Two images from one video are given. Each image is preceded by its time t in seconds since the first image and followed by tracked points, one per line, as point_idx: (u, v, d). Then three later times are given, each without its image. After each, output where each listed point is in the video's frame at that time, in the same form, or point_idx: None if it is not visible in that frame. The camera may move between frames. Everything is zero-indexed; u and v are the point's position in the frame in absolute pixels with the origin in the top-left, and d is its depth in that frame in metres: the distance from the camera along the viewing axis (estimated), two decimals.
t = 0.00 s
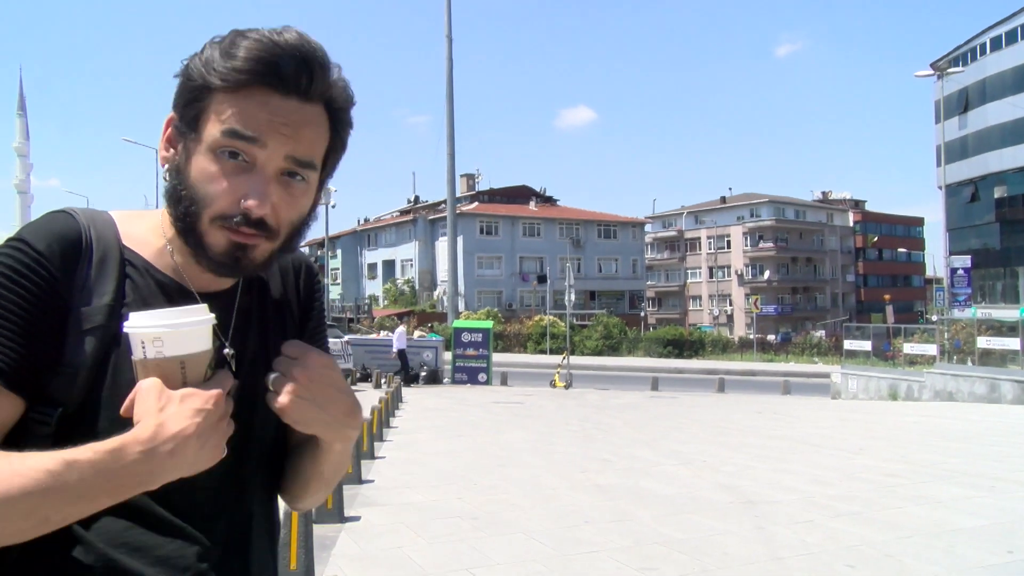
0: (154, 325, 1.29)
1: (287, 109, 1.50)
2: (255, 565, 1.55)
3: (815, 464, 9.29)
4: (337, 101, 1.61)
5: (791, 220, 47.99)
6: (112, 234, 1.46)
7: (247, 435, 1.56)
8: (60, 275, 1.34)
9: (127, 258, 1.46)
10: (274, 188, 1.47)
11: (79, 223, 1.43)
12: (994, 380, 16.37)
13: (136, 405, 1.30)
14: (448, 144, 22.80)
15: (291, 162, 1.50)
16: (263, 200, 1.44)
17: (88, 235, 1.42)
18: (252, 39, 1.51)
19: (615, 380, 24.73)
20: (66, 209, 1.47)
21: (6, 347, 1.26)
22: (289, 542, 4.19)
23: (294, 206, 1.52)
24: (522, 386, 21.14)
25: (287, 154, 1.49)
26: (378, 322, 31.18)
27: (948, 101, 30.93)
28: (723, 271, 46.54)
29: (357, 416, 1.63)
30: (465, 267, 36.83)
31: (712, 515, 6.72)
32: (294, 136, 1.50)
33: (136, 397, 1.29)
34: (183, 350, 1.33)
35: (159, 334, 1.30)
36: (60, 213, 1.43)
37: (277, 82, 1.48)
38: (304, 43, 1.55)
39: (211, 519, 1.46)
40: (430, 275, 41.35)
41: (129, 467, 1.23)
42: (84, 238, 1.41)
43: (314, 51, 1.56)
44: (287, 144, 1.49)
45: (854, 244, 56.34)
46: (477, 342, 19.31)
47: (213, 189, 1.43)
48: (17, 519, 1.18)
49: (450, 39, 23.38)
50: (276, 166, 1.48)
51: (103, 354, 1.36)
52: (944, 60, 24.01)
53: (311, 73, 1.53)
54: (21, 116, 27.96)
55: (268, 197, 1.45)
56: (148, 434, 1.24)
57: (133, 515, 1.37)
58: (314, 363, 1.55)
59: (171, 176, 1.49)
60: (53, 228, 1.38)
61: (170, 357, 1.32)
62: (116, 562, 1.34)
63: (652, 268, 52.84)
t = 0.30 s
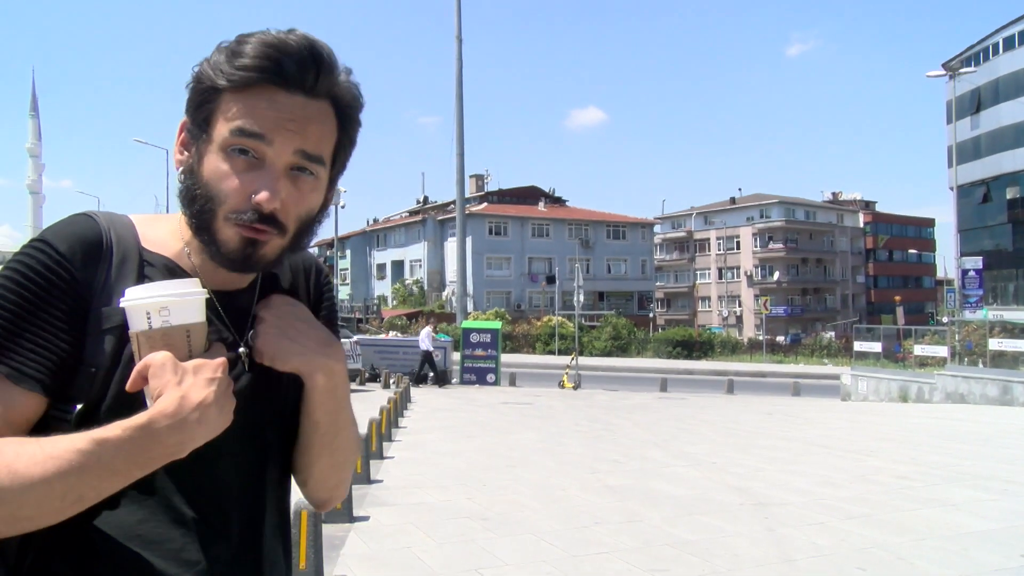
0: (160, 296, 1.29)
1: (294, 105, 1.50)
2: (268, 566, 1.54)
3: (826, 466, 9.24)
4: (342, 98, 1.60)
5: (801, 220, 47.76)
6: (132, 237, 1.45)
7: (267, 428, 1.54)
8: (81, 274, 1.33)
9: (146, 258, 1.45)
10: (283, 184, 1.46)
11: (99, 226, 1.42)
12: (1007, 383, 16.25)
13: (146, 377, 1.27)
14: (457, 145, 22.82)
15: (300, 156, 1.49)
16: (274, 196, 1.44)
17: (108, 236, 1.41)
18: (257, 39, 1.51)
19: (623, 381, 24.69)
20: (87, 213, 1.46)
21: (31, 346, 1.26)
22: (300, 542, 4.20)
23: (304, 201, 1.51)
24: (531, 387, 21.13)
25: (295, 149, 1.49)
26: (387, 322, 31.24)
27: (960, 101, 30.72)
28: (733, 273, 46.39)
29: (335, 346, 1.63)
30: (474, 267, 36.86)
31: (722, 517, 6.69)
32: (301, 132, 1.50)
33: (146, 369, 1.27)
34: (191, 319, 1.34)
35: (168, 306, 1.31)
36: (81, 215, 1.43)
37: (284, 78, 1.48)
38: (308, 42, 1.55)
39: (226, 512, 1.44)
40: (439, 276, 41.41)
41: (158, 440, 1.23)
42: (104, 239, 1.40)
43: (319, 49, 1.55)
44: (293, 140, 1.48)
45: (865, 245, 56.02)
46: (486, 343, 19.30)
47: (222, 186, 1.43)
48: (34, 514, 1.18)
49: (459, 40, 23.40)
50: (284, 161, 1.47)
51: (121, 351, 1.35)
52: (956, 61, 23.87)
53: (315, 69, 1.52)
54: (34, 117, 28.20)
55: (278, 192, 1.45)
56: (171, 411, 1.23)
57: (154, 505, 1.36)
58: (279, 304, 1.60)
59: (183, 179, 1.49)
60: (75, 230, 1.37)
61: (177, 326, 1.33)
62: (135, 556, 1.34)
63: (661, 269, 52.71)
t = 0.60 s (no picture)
0: (183, 292, 1.32)
1: (321, 107, 1.52)
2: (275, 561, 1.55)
3: (837, 468, 9.19)
4: (369, 98, 1.62)
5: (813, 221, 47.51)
6: (158, 233, 1.48)
7: (271, 431, 1.55)
8: (106, 267, 1.36)
9: (171, 257, 1.47)
10: (313, 184, 1.49)
11: (127, 221, 1.45)
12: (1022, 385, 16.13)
13: (165, 372, 1.30)
14: (468, 145, 22.85)
15: (328, 159, 1.52)
16: (304, 196, 1.46)
17: (134, 232, 1.44)
18: (285, 41, 1.54)
19: (634, 382, 24.65)
20: (117, 207, 1.49)
21: (58, 337, 1.29)
22: (312, 540, 4.24)
23: (332, 201, 1.53)
24: (542, 387, 21.12)
25: (322, 150, 1.50)
26: (398, 322, 31.32)
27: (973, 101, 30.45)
28: (744, 273, 46.19)
29: (340, 363, 1.61)
30: (485, 267, 36.92)
31: (733, 518, 6.68)
32: (329, 133, 1.51)
33: (166, 364, 1.29)
34: (212, 318, 1.36)
35: (190, 303, 1.33)
36: (110, 210, 1.46)
37: (311, 80, 1.50)
38: (334, 43, 1.57)
39: (237, 508, 1.46)
40: (450, 276, 41.48)
41: (174, 434, 1.25)
42: (130, 234, 1.43)
43: (346, 51, 1.56)
44: (323, 144, 1.51)
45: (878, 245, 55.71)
46: (497, 342, 19.31)
47: (253, 187, 1.46)
48: (54, 501, 1.21)
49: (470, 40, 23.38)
50: (314, 162, 1.49)
51: (141, 345, 1.37)
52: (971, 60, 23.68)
53: (342, 71, 1.54)
54: (49, 119, 28.49)
55: (308, 192, 1.47)
56: (188, 410, 1.25)
57: (171, 499, 1.39)
58: (289, 317, 1.57)
59: (215, 181, 1.51)
60: (103, 226, 1.40)
61: (198, 323, 1.35)
62: (147, 548, 1.36)
63: (672, 270, 52.54)
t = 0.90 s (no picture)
0: (175, 292, 1.29)
1: (364, 100, 1.53)
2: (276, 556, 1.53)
3: (838, 465, 9.17)
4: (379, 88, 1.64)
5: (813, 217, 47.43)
6: (143, 233, 1.43)
7: (267, 429, 1.53)
8: (92, 273, 1.32)
9: (157, 256, 1.43)
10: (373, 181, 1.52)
11: (110, 224, 1.40)
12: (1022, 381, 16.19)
13: (160, 373, 1.27)
14: (468, 142, 22.77)
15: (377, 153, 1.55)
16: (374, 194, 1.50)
17: (119, 233, 1.39)
18: (320, 33, 1.49)
19: (635, 379, 24.62)
20: (98, 208, 1.44)
21: (42, 348, 1.25)
22: (313, 536, 4.21)
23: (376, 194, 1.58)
24: (542, 384, 21.08)
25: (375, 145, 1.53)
26: (399, 320, 31.30)
27: (974, 97, 30.34)
28: (744, 270, 46.12)
29: (343, 368, 1.59)
30: (485, 265, 36.89)
31: (735, 515, 6.66)
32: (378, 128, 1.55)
33: (161, 364, 1.26)
34: (205, 317, 1.33)
35: (181, 302, 1.30)
36: (90, 211, 1.41)
37: (357, 75, 1.51)
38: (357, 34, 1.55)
39: (235, 504, 1.44)
40: (450, 273, 41.45)
41: (172, 435, 1.22)
42: (115, 236, 1.38)
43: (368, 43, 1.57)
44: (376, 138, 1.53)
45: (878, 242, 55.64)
46: (498, 340, 19.30)
47: (331, 189, 1.44)
48: (52, 512, 1.18)
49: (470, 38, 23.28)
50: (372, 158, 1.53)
51: (130, 348, 1.34)
52: (971, 56, 23.61)
53: (373, 65, 1.56)
54: (49, 115, 28.41)
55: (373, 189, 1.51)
56: (182, 412, 1.22)
57: (168, 504, 1.36)
58: (291, 321, 1.53)
59: (269, 183, 1.43)
60: (89, 229, 1.35)
61: (191, 324, 1.32)
62: (147, 554, 1.33)
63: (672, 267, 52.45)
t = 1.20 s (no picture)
0: (168, 312, 1.34)
1: (340, 107, 1.58)
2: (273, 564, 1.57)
3: (846, 463, 9.16)
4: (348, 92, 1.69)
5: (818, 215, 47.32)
6: (122, 247, 1.47)
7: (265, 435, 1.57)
8: (74, 290, 1.36)
9: (135, 269, 1.47)
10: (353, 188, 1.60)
11: (89, 238, 1.44)
12: None
13: (154, 391, 1.30)
14: (472, 145, 22.78)
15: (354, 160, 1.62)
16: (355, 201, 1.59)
17: (98, 249, 1.43)
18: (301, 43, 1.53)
19: (642, 380, 24.61)
20: (76, 221, 1.48)
21: (28, 364, 1.29)
22: (322, 543, 4.27)
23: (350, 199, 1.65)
24: (550, 386, 21.10)
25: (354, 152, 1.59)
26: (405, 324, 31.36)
27: (977, 92, 30.19)
28: (750, 269, 46.04)
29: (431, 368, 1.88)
30: (491, 268, 36.95)
31: (743, 515, 6.67)
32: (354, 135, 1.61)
33: (155, 383, 1.29)
34: (199, 337, 1.38)
35: (175, 321, 1.35)
36: (68, 225, 1.44)
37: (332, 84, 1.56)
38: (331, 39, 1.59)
39: (231, 514, 1.48)
40: (456, 277, 41.54)
41: (166, 454, 1.24)
42: (95, 252, 1.42)
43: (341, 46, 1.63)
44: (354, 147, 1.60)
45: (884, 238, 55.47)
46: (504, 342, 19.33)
47: (320, 201, 1.51)
48: (49, 530, 1.22)
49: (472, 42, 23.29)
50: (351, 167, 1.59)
51: (118, 361, 1.38)
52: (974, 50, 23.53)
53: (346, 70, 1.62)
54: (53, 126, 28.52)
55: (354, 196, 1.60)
56: (177, 428, 1.25)
57: (160, 514, 1.40)
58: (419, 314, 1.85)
59: (256, 196, 1.48)
60: (70, 246, 1.39)
61: (185, 342, 1.36)
62: (145, 564, 1.38)
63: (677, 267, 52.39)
